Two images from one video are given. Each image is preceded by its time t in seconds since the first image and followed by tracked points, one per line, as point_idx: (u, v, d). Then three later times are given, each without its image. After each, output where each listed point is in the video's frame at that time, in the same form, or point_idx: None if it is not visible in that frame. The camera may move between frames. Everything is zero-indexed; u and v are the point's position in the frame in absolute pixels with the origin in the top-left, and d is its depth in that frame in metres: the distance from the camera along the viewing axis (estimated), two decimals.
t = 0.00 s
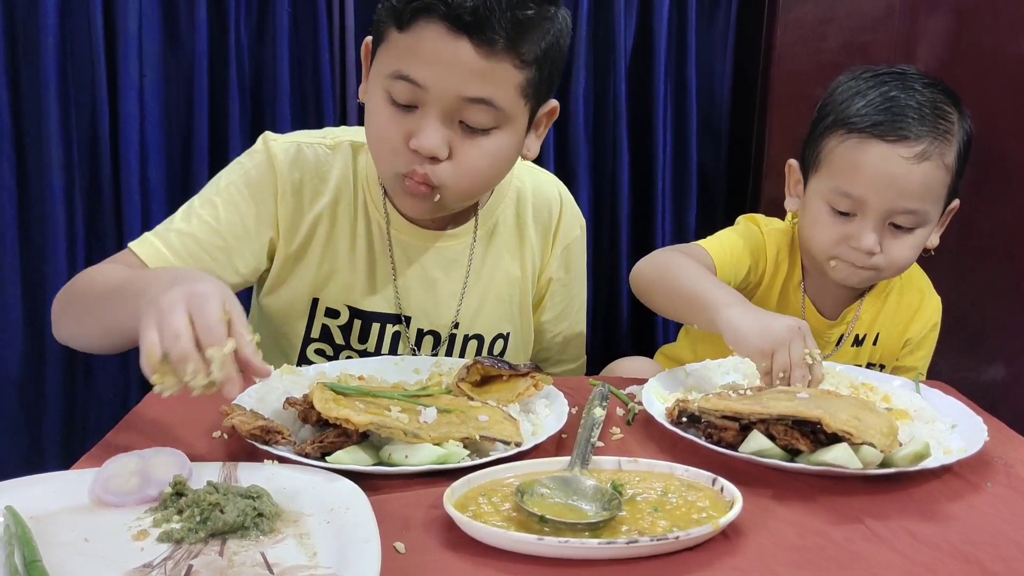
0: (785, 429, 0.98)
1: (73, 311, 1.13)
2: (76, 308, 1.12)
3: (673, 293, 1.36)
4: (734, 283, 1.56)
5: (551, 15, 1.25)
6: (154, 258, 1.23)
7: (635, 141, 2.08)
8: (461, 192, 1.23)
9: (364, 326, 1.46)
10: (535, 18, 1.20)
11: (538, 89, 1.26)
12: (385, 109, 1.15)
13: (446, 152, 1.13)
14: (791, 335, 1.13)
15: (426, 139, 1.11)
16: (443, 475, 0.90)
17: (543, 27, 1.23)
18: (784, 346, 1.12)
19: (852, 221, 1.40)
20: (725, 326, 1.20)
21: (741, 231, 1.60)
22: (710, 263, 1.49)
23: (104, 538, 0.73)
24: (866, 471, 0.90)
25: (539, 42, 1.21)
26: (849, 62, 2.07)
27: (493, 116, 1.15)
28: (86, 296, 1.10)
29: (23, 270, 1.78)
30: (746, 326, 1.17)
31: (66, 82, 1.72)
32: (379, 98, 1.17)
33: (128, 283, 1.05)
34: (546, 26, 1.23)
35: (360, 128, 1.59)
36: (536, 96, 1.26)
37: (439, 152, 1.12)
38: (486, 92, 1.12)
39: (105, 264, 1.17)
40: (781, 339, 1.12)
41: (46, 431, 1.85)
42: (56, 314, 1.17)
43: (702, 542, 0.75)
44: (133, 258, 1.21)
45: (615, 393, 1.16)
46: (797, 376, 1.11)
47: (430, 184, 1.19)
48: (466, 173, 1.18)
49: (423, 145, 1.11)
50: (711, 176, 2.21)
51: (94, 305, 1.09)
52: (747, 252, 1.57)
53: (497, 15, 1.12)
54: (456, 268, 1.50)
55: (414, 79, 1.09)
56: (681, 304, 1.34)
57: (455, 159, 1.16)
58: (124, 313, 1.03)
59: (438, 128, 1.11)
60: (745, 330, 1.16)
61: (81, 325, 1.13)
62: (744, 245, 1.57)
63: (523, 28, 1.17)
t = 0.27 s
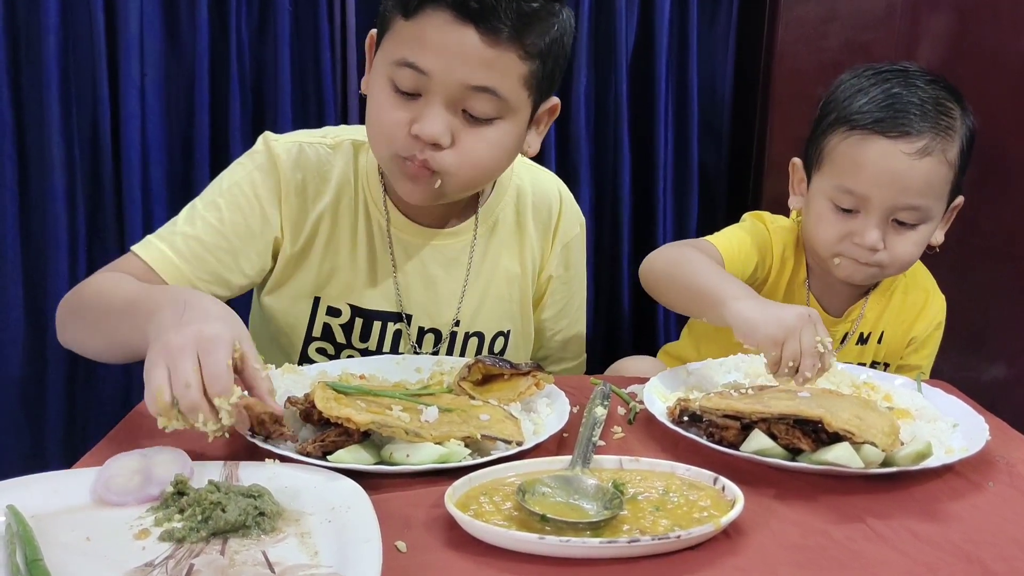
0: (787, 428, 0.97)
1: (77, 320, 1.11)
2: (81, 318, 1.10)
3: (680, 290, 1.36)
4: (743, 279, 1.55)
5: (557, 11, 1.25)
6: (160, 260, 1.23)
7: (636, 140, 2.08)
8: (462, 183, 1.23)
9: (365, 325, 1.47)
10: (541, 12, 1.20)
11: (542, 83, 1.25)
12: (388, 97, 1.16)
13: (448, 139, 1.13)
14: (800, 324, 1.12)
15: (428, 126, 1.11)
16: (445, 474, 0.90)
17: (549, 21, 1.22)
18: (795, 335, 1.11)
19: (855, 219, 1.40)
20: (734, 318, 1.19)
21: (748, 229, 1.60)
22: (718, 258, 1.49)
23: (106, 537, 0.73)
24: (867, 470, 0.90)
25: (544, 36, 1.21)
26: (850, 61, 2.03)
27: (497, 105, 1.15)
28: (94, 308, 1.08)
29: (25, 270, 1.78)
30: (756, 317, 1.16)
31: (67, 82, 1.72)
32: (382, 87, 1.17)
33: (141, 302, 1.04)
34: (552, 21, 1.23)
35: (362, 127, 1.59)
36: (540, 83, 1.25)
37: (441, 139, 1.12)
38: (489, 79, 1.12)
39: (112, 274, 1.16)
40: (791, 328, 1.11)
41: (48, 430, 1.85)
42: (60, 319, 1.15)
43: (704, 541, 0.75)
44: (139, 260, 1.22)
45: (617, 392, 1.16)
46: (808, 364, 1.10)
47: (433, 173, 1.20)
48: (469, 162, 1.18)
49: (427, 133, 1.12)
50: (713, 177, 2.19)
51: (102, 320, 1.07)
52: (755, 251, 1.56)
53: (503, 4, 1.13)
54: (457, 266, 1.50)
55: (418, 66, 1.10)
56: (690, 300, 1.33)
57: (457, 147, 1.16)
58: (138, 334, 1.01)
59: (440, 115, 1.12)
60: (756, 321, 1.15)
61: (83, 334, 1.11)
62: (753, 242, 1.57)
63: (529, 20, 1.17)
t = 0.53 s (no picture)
0: (788, 427, 0.97)
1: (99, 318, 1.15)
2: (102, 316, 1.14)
3: (686, 283, 1.36)
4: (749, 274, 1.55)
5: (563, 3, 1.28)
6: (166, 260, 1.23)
7: (637, 139, 2.08)
8: (470, 167, 1.23)
9: (369, 319, 1.46)
10: None
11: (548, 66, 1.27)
12: (398, 79, 1.16)
13: (458, 115, 1.13)
14: (807, 318, 1.12)
15: (439, 103, 1.11)
16: (445, 474, 0.90)
17: (555, 9, 1.25)
18: (801, 329, 1.11)
19: (856, 215, 1.40)
20: (739, 311, 1.20)
21: (753, 225, 1.60)
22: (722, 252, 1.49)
23: (107, 537, 0.73)
24: (868, 469, 0.90)
25: (552, 23, 1.23)
26: (850, 60, 2.01)
27: (506, 82, 1.16)
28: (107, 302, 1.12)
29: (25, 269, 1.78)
30: (763, 310, 1.16)
31: (68, 80, 1.72)
32: (393, 67, 1.17)
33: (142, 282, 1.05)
34: (560, 12, 1.26)
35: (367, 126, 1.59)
36: (547, 62, 1.25)
37: (451, 116, 1.12)
38: (500, 55, 1.14)
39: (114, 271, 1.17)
40: (797, 321, 1.12)
41: (49, 429, 1.85)
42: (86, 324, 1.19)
43: (705, 541, 0.75)
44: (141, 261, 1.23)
45: (617, 391, 1.16)
46: (809, 360, 1.10)
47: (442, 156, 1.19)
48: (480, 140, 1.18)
49: (438, 107, 1.12)
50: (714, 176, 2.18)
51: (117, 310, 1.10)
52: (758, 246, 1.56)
53: None
54: (461, 261, 1.50)
55: (432, 42, 1.11)
56: (695, 294, 1.33)
57: (467, 125, 1.16)
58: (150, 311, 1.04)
59: (452, 91, 1.12)
60: (762, 314, 1.15)
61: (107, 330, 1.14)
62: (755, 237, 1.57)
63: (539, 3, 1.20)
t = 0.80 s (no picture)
0: (788, 427, 0.97)
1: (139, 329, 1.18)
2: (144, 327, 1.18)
3: (695, 281, 1.35)
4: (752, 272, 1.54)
5: None
6: (182, 269, 1.24)
7: (638, 140, 2.07)
8: (481, 161, 1.23)
9: (374, 316, 1.45)
10: None
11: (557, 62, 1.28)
12: (408, 75, 1.16)
13: (472, 109, 1.14)
14: (819, 308, 1.12)
15: (454, 96, 1.12)
16: (446, 473, 0.90)
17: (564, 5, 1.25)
18: (813, 318, 1.11)
19: (859, 214, 1.40)
20: (752, 306, 1.19)
21: (757, 225, 1.59)
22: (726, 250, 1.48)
23: (108, 536, 0.73)
24: (869, 468, 0.90)
25: (562, 19, 1.24)
26: (850, 60, 1.99)
27: (519, 80, 1.17)
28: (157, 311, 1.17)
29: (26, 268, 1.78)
30: (775, 305, 1.16)
31: (69, 80, 1.72)
32: (404, 61, 1.18)
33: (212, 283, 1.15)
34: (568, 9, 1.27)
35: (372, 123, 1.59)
36: (555, 53, 1.25)
37: (466, 109, 1.13)
38: (513, 52, 1.14)
39: (150, 281, 1.22)
40: (810, 312, 1.11)
41: (50, 429, 1.85)
42: (114, 339, 1.21)
43: (706, 540, 0.75)
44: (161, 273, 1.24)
45: (618, 390, 1.16)
46: (827, 350, 1.09)
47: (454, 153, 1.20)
48: (492, 136, 1.19)
49: (450, 100, 1.12)
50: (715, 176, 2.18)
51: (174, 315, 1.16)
52: (763, 245, 1.56)
53: None
54: (466, 257, 1.49)
55: (445, 39, 1.12)
56: (706, 292, 1.33)
57: (482, 119, 1.16)
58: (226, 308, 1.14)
59: (466, 87, 1.13)
60: (774, 308, 1.15)
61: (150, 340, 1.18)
62: (759, 234, 1.57)
63: None
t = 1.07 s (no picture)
0: (790, 426, 0.97)
1: (145, 328, 1.18)
2: (151, 326, 1.17)
3: (700, 281, 1.35)
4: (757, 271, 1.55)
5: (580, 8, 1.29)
6: (187, 269, 1.24)
7: (639, 139, 2.07)
8: (489, 163, 1.23)
9: (378, 316, 1.46)
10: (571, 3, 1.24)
11: (565, 71, 1.28)
12: (417, 76, 1.16)
13: (482, 115, 1.13)
14: (824, 309, 1.12)
15: (465, 103, 1.12)
16: (447, 472, 0.90)
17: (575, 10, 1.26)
18: (818, 318, 1.11)
19: (861, 212, 1.40)
20: (756, 306, 1.19)
21: (761, 223, 1.59)
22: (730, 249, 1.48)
23: (109, 535, 0.73)
24: (871, 467, 0.90)
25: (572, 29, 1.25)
26: (853, 58, 1.98)
27: (529, 86, 1.17)
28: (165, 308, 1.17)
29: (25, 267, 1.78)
30: (779, 305, 1.16)
31: (71, 80, 1.72)
32: (414, 64, 1.18)
33: (223, 277, 1.16)
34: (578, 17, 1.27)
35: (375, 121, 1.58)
36: (565, 59, 1.26)
37: (476, 117, 1.13)
38: (525, 59, 1.14)
39: (155, 280, 1.22)
40: (814, 312, 1.11)
41: (52, 428, 1.85)
42: (119, 340, 1.20)
43: (708, 539, 0.75)
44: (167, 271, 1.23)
45: (619, 389, 1.16)
46: (830, 351, 1.09)
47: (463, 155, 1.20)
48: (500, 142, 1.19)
49: (461, 105, 1.12)
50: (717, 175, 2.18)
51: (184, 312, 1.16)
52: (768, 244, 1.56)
53: None
54: (471, 255, 1.50)
55: (457, 43, 1.12)
56: (710, 292, 1.33)
57: (491, 127, 1.16)
58: (240, 300, 1.15)
59: (476, 93, 1.12)
60: (779, 308, 1.15)
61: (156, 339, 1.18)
62: (765, 234, 1.57)
63: (563, 9, 1.21)
